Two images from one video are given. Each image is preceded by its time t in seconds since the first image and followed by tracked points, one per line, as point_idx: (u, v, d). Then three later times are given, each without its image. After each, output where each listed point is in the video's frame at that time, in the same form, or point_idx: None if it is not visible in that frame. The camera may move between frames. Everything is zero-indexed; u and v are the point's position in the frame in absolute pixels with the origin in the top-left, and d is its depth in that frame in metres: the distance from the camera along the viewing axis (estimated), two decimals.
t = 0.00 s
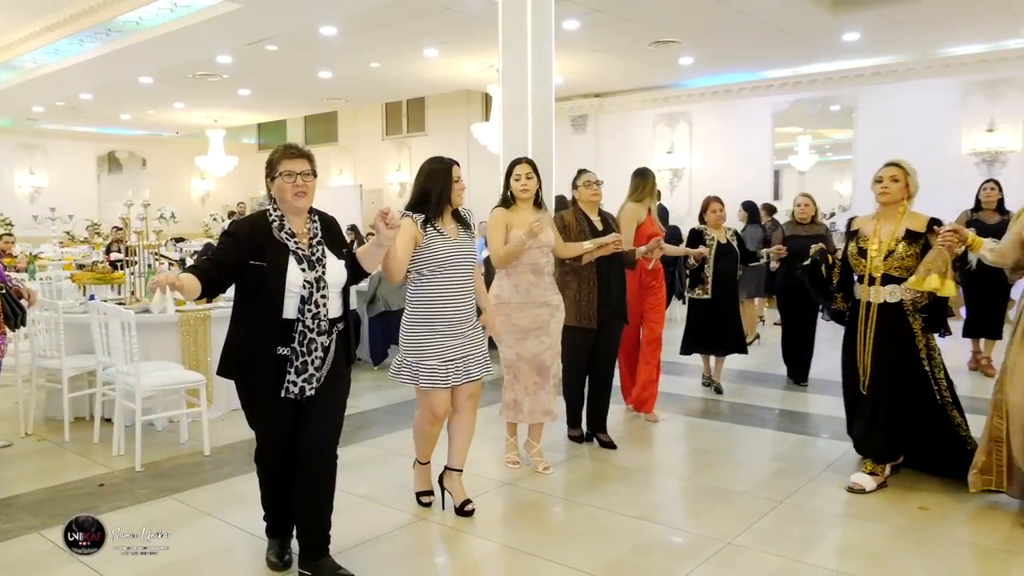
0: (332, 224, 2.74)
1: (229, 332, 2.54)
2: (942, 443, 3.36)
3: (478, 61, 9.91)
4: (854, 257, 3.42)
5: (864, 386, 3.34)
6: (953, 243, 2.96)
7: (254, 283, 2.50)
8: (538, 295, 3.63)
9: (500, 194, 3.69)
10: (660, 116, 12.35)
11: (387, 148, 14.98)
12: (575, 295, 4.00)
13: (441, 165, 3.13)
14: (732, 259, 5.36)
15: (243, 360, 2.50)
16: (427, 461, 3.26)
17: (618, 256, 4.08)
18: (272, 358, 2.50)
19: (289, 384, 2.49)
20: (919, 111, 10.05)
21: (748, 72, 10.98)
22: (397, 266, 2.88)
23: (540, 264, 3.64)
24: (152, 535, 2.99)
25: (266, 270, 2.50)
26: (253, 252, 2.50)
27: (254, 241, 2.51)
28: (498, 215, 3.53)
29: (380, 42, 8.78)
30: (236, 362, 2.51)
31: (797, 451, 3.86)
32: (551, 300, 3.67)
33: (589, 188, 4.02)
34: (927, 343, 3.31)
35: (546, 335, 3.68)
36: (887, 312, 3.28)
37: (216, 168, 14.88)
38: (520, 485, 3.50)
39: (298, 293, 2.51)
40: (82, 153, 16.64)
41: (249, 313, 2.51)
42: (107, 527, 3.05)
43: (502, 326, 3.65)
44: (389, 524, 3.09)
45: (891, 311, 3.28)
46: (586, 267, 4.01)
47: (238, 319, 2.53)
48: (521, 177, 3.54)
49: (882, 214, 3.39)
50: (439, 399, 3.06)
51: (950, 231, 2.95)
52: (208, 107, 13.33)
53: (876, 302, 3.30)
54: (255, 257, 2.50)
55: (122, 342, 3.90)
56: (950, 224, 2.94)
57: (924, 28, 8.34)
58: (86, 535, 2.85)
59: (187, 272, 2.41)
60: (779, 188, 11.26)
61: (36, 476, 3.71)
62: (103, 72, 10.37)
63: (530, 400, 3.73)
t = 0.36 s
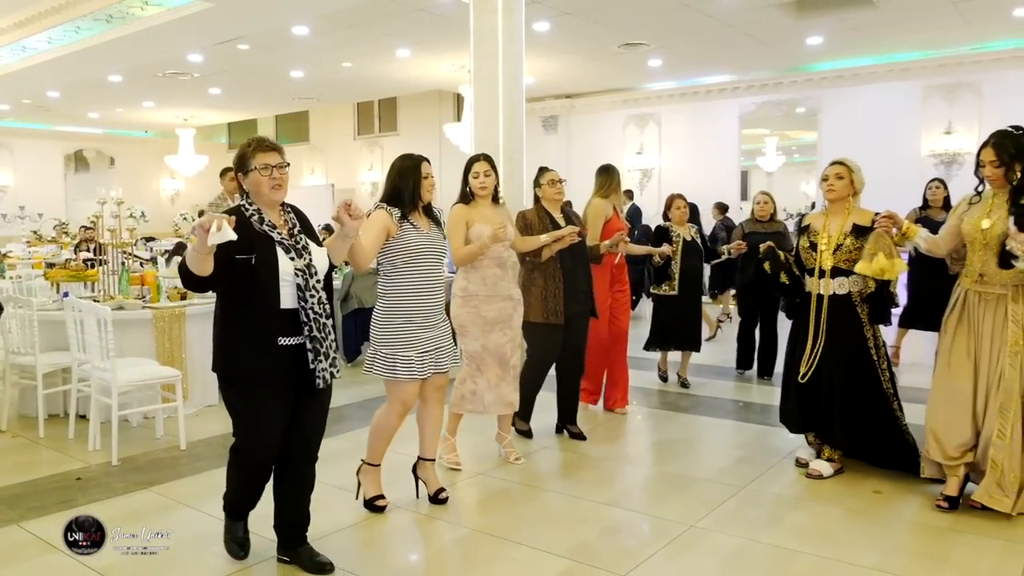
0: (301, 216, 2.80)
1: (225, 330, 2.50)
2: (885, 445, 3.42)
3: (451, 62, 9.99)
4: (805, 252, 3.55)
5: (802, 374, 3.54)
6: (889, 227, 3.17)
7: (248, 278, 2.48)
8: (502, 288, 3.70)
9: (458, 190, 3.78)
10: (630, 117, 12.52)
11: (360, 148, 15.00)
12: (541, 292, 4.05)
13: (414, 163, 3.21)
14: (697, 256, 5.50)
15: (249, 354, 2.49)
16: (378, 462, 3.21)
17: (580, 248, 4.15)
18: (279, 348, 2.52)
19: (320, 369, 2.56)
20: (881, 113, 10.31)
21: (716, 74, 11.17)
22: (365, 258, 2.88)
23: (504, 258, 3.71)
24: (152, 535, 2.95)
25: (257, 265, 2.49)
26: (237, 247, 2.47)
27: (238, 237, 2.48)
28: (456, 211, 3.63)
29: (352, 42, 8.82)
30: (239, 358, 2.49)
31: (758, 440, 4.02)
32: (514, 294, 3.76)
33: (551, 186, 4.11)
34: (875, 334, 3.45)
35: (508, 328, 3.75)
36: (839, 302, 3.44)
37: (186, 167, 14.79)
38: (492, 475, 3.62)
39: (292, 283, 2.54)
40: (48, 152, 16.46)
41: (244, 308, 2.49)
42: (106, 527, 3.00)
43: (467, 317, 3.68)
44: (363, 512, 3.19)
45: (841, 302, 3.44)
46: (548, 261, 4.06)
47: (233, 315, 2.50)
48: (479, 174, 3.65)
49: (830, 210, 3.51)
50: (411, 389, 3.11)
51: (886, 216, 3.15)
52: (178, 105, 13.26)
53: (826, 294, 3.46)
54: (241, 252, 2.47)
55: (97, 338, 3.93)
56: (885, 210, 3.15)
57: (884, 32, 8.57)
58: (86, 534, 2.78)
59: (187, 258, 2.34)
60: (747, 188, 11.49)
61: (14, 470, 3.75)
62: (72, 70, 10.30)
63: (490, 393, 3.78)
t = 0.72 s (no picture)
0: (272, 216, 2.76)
1: (210, 330, 2.43)
2: (854, 431, 3.56)
3: (438, 63, 10.08)
4: (776, 247, 3.67)
5: (802, 364, 3.55)
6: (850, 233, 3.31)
7: (233, 277, 2.44)
8: (465, 286, 3.78)
9: (422, 188, 3.79)
10: (615, 117, 12.64)
11: (346, 147, 15.04)
12: (510, 290, 4.07)
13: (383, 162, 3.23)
14: (669, 254, 5.59)
15: (237, 353, 2.45)
16: (359, 458, 3.27)
17: (546, 246, 4.17)
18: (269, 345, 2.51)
19: (310, 364, 2.61)
20: (861, 114, 10.48)
21: (700, 76, 11.31)
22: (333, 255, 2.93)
23: (466, 258, 3.80)
24: (152, 535, 2.93)
25: (240, 263, 2.45)
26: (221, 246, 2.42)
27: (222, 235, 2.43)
28: (421, 209, 3.65)
29: (340, 42, 8.89)
30: (226, 357, 2.44)
31: (741, 432, 4.16)
32: (476, 292, 3.83)
33: (520, 187, 4.10)
34: (838, 330, 3.52)
35: (475, 325, 3.85)
36: (804, 297, 3.54)
37: (172, 167, 14.78)
38: (483, 467, 3.72)
39: (274, 281, 2.54)
40: (32, 151, 16.38)
41: (229, 308, 2.44)
42: (107, 527, 2.98)
43: (433, 314, 3.75)
44: (355, 502, 3.28)
45: (807, 298, 3.54)
46: (512, 260, 4.07)
47: (217, 315, 2.43)
48: (444, 173, 3.70)
49: (802, 208, 3.63)
50: (381, 383, 3.13)
51: (847, 222, 3.30)
52: (164, 105, 13.25)
53: (795, 288, 3.57)
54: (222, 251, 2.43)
55: (92, 334, 4.00)
56: (846, 216, 3.28)
57: (863, 35, 8.72)
58: (86, 535, 2.69)
59: (169, 259, 2.30)
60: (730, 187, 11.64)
61: (11, 466, 3.80)
62: (57, 69, 10.29)
63: (455, 386, 3.85)
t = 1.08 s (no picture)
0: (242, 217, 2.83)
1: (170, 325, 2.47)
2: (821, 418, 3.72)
3: (431, 63, 10.15)
4: (764, 249, 3.77)
5: (763, 355, 3.72)
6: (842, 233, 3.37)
7: (196, 276, 2.49)
8: (451, 285, 3.83)
9: (403, 189, 3.78)
10: (607, 118, 12.75)
11: (338, 147, 15.08)
12: (493, 288, 4.19)
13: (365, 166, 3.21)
14: (643, 255, 5.60)
15: (191, 348, 2.49)
16: (360, 452, 3.32)
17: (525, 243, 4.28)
18: (224, 345, 2.55)
19: (251, 370, 2.61)
20: (849, 116, 10.63)
21: (691, 78, 11.44)
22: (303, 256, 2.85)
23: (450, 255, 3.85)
24: (152, 535, 2.93)
25: (209, 263, 2.50)
26: (191, 245, 2.48)
27: (192, 235, 2.49)
28: (404, 210, 3.68)
29: (334, 43, 8.95)
30: (182, 353, 2.49)
31: (735, 427, 4.27)
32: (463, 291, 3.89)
33: (495, 192, 4.15)
34: (824, 325, 3.63)
35: (460, 324, 3.89)
36: (790, 295, 3.64)
37: (164, 166, 14.78)
38: (483, 461, 3.81)
39: (240, 283, 2.60)
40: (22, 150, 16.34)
41: (187, 304, 2.49)
42: (106, 528, 2.98)
43: (424, 311, 3.80)
44: (360, 494, 3.35)
45: (794, 296, 3.63)
46: (494, 257, 4.20)
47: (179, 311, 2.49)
48: (426, 173, 3.68)
49: (787, 211, 3.73)
50: (370, 378, 3.15)
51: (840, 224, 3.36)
52: (156, 104, 13.25)
53: (783, 287, 3.66)
54: (193, 250, 2.49)
55: (97, 332, 4.04)
56: (839, 219, 3.34)
57: (852, 38, 8.84)
58: (86, 535, 2.69)
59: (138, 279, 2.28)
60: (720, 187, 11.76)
61: (15, 461, 3.85)
62: (50, 68, 10.30)
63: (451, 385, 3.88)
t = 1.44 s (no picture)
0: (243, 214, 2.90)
1: (181, 320, 2.56)
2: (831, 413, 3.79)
3: (432, 64, 10.24)
4: (770, 245, 3.87)
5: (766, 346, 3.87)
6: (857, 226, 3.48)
7: (203, 273, 2.57)
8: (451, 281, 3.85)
9: (404, 188, 3.83)
10: (605, 118, 12.87)
11: (337, 147, 15.16)
12: (483, 286, 4.24)
13: (365, 167, 3.29)
14: (635, 253, 5.67)
15: (203, 343, 2.57)
16: (374, 441, 3.41)
17: (515, 244, 4.36)
18: (235, 337, 2.64)
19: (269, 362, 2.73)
20: (845, 116, 10.74)
21: (688, 79, 11.56)
22: (300, 250, 2.94)
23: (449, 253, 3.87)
24: (153, 535, 2.90)
25: (215, 260, 2.59)
26: (197, 244, 2.55)
27: (197, 233, 2.56)
28: (404, 209, 3.72)
29: (337, 43, 9.03)
30: (194, 348, 2.57)
31: (738, 420, 4.38)
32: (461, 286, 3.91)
33: (488, 192, 4.23)
34: (829, 321, 3.76)
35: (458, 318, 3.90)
36: (798, 290, 3.74)
37: (164, 165, 14.84)
38: (495, 452, 3.91)
39: (246, 278, 2.68)
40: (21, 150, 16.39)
41: (195, 300, 2.58)
42: (106, 528, 2.95)
43: (428, 307, 3.80)
44: (378, 484, 3.43)
45: (803, 291, 3.73)
46: (486, 257, 4.27)
47: (189, 308, 2.58)
48: (427, 173, 3.71)
49: (791, 209, 3.84)
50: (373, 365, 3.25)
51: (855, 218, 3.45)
52: (157, 104, 13.31)
53: (789, 282, 3.76)
54: (200, 248, 2.56)
55: (115, 326, 4.13)
56: (855, 213, 3.43)
57: (847, 40, 8.95)
58: (86, 534, 2.73)
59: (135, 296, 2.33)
60: (718, 187, 11.86)
61: (35, 453, 3.94)
62: (53, 69, 10.36)
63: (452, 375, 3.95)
